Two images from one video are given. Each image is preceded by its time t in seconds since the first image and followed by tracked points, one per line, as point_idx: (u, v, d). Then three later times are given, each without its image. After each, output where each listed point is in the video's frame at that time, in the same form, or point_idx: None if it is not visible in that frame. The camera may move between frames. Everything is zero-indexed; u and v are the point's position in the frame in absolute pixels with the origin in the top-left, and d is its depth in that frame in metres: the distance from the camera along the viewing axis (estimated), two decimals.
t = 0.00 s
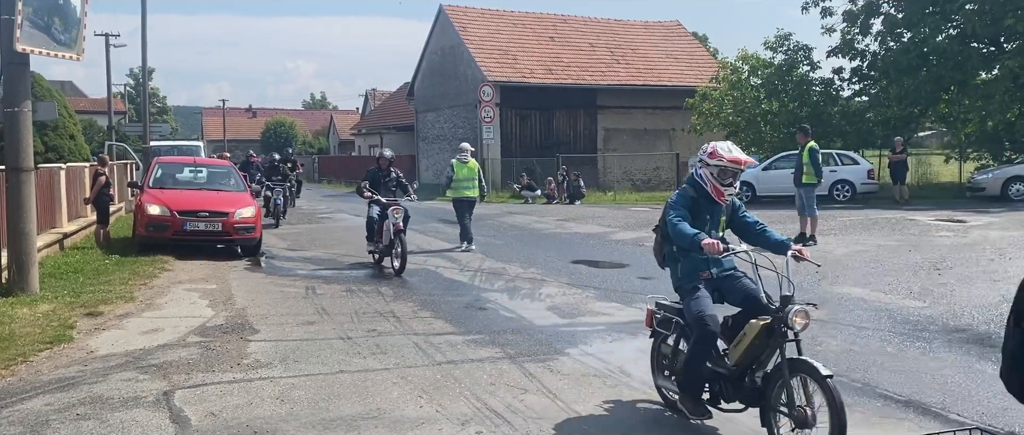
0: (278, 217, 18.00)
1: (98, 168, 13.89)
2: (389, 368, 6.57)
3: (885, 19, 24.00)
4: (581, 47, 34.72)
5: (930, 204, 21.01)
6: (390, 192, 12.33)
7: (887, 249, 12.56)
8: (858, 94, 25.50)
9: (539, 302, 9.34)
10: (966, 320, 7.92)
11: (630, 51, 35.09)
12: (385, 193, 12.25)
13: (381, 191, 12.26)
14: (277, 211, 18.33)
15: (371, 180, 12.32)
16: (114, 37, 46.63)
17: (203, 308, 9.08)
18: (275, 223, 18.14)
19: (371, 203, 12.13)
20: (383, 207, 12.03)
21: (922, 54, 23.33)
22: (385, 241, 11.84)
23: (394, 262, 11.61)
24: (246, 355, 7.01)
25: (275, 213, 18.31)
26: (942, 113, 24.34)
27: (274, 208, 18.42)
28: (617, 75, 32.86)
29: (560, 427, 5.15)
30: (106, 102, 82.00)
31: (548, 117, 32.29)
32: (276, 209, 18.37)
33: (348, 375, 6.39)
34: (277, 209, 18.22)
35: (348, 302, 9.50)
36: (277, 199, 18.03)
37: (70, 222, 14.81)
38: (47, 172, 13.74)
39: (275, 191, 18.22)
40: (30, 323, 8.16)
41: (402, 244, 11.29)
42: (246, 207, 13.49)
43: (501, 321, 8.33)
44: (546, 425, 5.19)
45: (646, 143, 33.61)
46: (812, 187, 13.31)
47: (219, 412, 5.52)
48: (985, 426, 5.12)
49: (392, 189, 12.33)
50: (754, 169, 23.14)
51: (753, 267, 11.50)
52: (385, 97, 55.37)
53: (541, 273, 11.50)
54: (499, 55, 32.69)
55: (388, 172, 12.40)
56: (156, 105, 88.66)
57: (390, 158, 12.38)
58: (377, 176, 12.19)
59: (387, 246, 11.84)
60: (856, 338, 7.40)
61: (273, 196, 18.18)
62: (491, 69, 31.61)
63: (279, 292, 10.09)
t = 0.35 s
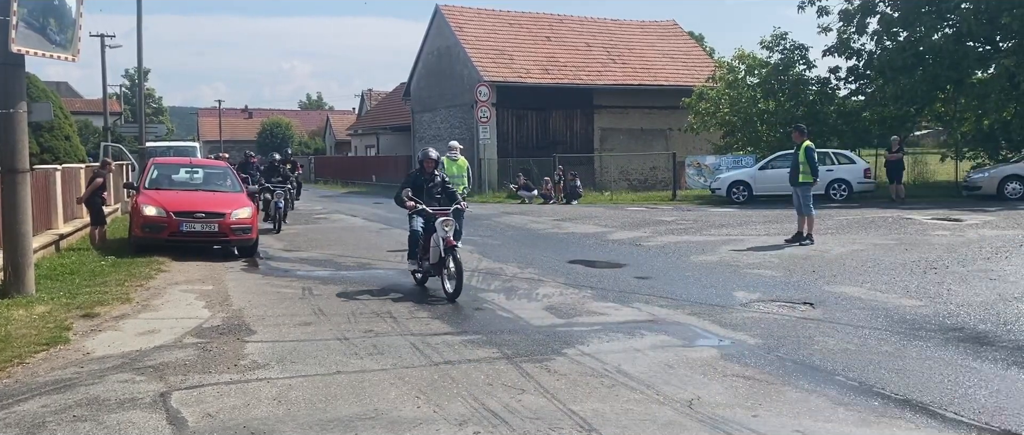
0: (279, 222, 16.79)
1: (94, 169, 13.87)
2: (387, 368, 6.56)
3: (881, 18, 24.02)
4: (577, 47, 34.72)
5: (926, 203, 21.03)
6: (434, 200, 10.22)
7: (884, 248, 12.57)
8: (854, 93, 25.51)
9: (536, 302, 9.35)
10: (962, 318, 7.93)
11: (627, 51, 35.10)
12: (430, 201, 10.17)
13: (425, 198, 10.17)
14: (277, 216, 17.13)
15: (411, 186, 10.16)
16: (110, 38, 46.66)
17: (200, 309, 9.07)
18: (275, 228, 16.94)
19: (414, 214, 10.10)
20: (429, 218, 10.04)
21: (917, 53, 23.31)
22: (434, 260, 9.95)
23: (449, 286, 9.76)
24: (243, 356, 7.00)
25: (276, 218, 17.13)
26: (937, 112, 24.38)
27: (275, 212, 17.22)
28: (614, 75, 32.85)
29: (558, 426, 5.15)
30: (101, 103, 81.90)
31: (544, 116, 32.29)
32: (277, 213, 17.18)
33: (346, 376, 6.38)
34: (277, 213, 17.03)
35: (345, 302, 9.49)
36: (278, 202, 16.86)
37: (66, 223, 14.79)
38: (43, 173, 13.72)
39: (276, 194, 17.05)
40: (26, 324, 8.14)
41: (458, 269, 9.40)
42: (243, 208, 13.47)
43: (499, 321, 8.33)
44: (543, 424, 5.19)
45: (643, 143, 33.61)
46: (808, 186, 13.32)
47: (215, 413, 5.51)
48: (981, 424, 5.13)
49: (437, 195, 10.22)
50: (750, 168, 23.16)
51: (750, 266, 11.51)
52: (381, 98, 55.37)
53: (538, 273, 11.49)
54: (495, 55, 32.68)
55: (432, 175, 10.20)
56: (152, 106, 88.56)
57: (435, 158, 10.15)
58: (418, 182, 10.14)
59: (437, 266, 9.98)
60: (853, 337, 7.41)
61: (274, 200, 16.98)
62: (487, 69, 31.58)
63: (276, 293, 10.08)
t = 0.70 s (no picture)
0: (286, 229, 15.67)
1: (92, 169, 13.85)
2: (386, 368, 6.56)
3: (879, 17, 24.03)
4: (576, 46, 34.71)
5: (924, 201, 21.02)
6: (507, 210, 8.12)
7: (882, 246, 12.57)
8: (853, 91, 25.51)
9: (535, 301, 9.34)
10: (961, 317, 7.92)
11: (625, 50, 35.10)
12: (503, 212, 8.05)
13: (496, 208, 8.06)
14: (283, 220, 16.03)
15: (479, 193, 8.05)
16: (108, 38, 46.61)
17: (198, 309, 9.06)
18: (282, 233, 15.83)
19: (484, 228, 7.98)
20: (503, 234, 7.91)
21: (915, 52, 23.32)
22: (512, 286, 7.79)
23: (536, 319, 7.62)
24: (241, 356, 6.99)
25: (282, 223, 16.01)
26: (936, 110, 24.38)
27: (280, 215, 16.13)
28: (612, 74, 32.84)
29: (557, 425, 5.14)
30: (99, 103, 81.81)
31: (543, 115, 32.28)
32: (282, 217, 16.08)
33: (344, 375, 6.37)
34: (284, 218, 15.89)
35: (344, 302, 9.49)
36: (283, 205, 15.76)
37: (64, 223, 14.77)
38: (41, 173, 13.71)
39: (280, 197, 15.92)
40: (24, 325, 8.13)
41: (549, 295, 7.24)
42: (241, 207, 13.45)
43: (500, 320, 8.34)
44: (542, 424, 5.18)
45: (641, 141, 33.61)
46: (806, 185, 13.33)
47: (214, 413, 5.50)
48: (980, 422, 5.13)
49: (512, 205, 8.13)
50: (749, 167, 23.16)
51: (749, 265, 11.50)
52: (380, 97, 55.34)
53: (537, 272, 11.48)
54: (494, 54, 32.66)
55: (505, 179, 8.13)
56: (150, 105, 88.50)
57: (510, 157, 8.03)
58: (486, 189, 8.02)
59: (517, 294, 7.82)
60: (851, 335, 7.41)
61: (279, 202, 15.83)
62: (486, 68, 31.56)
63: (274, 293, 10.07)
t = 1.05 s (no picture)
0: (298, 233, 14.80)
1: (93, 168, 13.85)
2: (388, 366, 6.57)
3: (881, 14, 24.01)
4: (577, 44, 34.69)
5: (926, 198, 21.00)
6: (639, 229, 6.26)
7: (884, 244, 12.56)
8: (854, 89, 25.49)
9: (537, 299, 9.34)
10: (964, 314, 7.92)
11: (626, 48, 35.08)
12: (632, 233, 6.21)
13: (625, 227, 6.21)
14: (294, 224, 15.19)
15: (605, 208, 6.16)
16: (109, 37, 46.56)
17: (201, 308, 9.07)
18: (294, 238, 14.92)
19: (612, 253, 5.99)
20: (640, 261, 5.88)
21: (916, 49, 23.30)
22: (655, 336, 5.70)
23: (695, 384, 5.46)
24: (244, 355, 6.99)
25: (293, 227, 15.16)
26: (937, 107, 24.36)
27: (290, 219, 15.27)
28: (613, 72, 32.83)
29: (560, 424, 5.15)
30: (100, 102, 81.76)
31: (544, 114, 32.28)
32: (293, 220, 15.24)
33: (347, 374, 6.38)
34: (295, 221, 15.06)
35: (346, 301, 9.49)
36: (294, 208, 14.96)
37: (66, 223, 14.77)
38: (43, 172, 13.71)
39: (291, 199, 15.11)
40: (26, 324, 8.14)
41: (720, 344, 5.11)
42: (243, 206, 13.46)
43: (500, 319, 8.33)
44: (544, 422, 5.19)
45: (642, 140, 33.59)
46: (808, 183, 13.33)
47: (217, 411, 5.51)
48: (983, 420, 5.13)
49: (642, 221, 6.30)
50: (750, 165, 23.15)
51: (751, 263, 11.49)
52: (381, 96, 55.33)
53: (539, 270, 11.48)
54: (494, 52, 32.65)
55: (632, 189, 6.29)
56: (151, 105, 88.49)
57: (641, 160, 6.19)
58: (610, 202, 6.16)
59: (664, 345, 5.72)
60: (854, 333, 7.40)
61: (290, 204, 15.03)
62: (487, 67, 31.54)
63: (276, 291, 10.08)
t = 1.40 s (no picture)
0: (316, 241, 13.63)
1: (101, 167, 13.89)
2: (395, 364, 6.58)
3: (888, 11, 23.95)
4: (583, 42, 34.67)
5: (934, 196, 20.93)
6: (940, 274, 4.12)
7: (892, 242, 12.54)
8: (861, 87, 25.43)
9: (544, 298, 9.35)
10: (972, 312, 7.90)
11: (632, 46, 35.05)
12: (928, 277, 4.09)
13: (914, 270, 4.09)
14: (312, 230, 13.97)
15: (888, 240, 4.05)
16: (116, 35, 46.80)
17: (209, 306, 9.09)
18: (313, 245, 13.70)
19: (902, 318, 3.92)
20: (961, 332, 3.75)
21: (925, 47, 23.20)
22: None
23: None
24: (252, 353, 7.01)
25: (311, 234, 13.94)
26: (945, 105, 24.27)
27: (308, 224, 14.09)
28: (620, 70, 32.80)
29: (568, 421, 5.15)
30: (108, 101, 82.06)
31: (550, 112, 32.27)
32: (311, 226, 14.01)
33: (354, 372, 6.39)
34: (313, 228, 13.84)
35: (353, 299, 9.52)
36: (314, 213, 13.77)
37: (74, 221, 14.82)
38: (51, 171, 13.76)
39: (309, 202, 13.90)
40: (35, 322, 8.17)
41: None
42: (250, 205, 13.49)
43: (508, 317, 8.33)
44: (553, 420, 5.19)
45: (649, 137, 33.56)
46: (817, 180, 13.31)
47: (225, 409, 5.52)
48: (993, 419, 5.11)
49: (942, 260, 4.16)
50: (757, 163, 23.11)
51: (758, 261, 11.47)
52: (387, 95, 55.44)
53: (546, 268, 11.50)
54: (501, 51, 32.65)
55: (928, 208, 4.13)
56: (158, 104, 88.80)
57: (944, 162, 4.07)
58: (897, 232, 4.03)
59: None
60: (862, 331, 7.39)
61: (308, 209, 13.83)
62: (493, 65, 31.54)
63: (284, 290, 10.10)
